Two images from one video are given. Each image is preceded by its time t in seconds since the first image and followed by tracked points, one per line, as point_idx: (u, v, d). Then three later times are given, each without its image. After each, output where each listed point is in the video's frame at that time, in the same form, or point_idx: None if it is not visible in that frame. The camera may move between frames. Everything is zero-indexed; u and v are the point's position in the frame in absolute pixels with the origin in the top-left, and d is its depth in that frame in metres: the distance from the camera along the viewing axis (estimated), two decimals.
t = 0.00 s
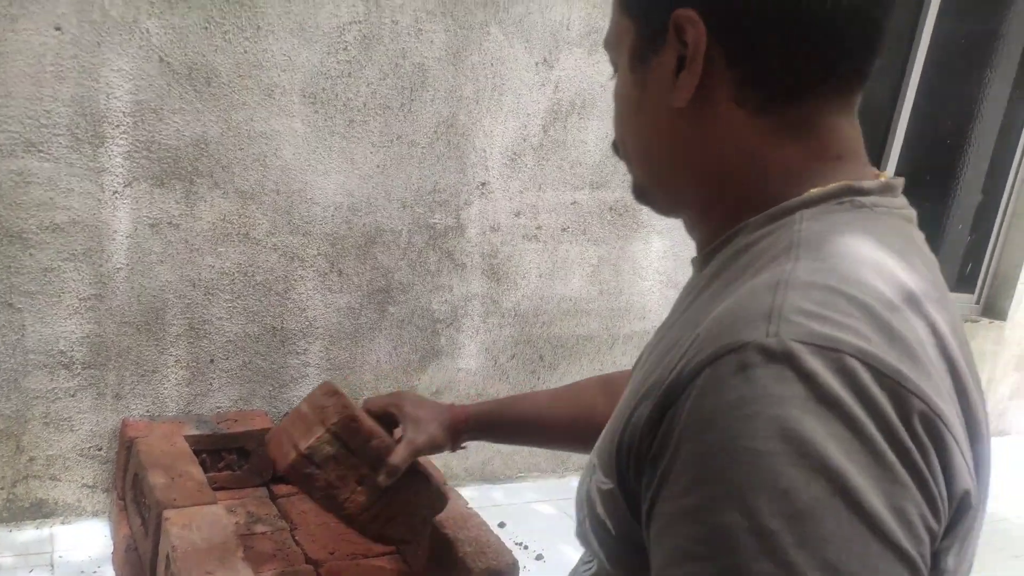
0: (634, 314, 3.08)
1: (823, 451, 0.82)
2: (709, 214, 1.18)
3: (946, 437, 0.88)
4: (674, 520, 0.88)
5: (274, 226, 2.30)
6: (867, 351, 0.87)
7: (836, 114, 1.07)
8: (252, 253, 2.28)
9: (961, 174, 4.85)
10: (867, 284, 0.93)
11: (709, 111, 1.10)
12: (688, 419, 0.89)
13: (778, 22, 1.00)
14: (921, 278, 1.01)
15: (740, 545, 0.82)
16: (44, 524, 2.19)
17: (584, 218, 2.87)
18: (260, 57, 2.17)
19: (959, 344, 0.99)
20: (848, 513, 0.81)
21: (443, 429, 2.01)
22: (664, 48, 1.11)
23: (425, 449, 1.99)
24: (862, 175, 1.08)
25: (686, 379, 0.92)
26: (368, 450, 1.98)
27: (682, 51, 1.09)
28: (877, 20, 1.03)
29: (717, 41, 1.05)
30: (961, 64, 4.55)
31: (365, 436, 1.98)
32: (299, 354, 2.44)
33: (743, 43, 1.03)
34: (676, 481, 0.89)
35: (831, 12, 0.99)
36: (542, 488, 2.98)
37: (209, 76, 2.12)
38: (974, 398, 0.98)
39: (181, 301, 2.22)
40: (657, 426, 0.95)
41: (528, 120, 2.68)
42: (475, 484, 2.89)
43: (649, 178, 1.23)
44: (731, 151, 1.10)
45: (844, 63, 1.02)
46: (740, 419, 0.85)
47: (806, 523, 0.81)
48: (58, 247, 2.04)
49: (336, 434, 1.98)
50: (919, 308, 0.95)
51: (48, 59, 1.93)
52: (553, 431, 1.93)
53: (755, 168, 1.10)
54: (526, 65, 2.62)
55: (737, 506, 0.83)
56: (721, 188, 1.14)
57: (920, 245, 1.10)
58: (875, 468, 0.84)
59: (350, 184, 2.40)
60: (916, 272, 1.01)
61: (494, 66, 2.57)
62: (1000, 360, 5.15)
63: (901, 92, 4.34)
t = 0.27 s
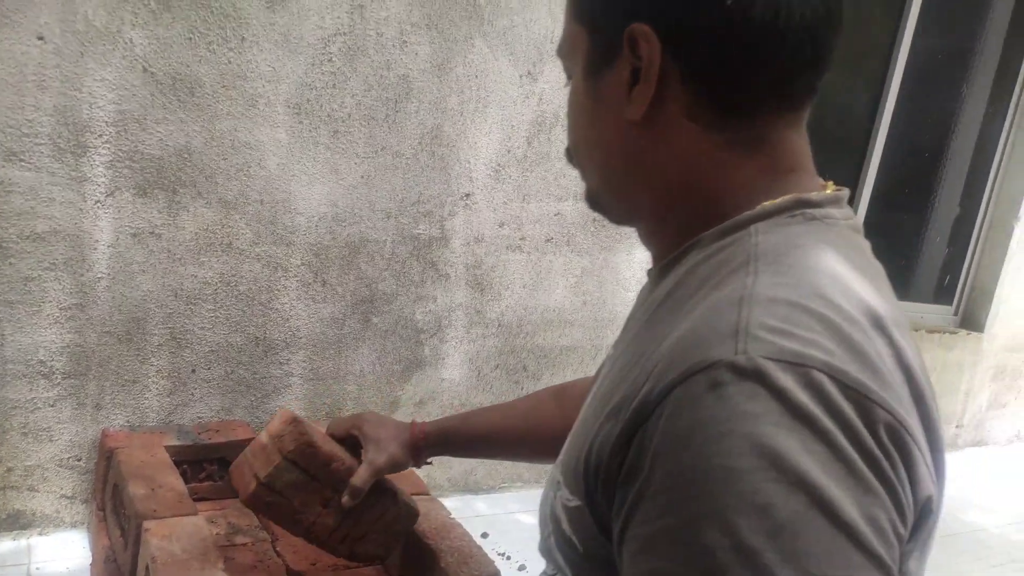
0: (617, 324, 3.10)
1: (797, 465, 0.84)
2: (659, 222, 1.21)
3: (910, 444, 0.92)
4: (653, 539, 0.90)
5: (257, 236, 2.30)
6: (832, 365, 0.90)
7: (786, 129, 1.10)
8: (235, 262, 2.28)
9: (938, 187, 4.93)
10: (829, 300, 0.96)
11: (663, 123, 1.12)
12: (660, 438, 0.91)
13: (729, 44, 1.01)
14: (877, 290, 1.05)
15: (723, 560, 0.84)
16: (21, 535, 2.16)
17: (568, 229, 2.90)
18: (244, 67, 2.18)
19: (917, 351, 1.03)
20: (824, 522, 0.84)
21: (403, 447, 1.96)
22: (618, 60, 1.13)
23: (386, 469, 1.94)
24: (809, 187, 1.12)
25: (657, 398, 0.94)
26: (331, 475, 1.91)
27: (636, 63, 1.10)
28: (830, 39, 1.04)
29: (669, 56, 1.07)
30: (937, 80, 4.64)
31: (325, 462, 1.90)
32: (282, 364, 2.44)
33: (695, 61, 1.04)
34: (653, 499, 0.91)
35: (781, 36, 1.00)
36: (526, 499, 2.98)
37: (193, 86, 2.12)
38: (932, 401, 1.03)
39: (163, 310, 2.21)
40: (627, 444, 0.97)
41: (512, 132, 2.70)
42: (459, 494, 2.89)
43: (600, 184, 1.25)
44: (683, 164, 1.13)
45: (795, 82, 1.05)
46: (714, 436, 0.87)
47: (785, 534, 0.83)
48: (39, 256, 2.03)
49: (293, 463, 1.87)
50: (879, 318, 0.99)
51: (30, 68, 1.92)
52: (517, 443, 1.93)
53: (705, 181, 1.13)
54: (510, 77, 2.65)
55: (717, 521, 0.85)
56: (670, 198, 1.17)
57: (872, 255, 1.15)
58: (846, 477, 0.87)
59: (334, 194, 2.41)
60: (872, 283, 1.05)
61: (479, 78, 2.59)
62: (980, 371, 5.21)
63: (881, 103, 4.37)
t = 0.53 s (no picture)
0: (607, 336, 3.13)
1: (758, 476, 0.85)
2: (623, 233, 1.25)
3: (865, 451, 0.94)
4: (620, 552, 0.90)
5: (249, 247, 2.31)
6: (789, 377, 0.91)
7: (747, 145, 1.12)
8: (226, 273, 2.28)
9: (925, 203, 4.98)
10: (786, 311, 0.98)
11: (628, 137, 1.14)
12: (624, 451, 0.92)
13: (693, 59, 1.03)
14: (834, 299, 1.07)
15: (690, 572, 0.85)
16: (9, 546, 2.14)
17: (559, 242, 2.93)
18: (237, 79, 2.19)
19: (872, 359, 1.05)
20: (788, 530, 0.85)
21: (394, 465, 1.95)
22: (584, 75, 1.16)
23: (379, 489, 1.93)
24: (769, 203, 1.14)
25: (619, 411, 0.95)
26: (326, 500, 1.89)
27: (601, 78, 1.13)
28: (789, 56, 1.07)
29: (631, 72, 1.09)
30: (923, 98, 4.70)
31: (319, 488, 1.88)
32: (272, 375, 2.44)
33: (661, 76, 1.06)
34: (620, 512, 0.91)
35: (742, 51, 1.02)
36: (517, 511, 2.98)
37: (186, 98, 2.13)
38: (886, 407, 1.05)
39: (154, 321, 2.21)
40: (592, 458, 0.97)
41: (503, 146, 2.73)
42: (450, 507, 2.88)
43: (568, 195, 1.29)
44: (647, 177, 1.16)
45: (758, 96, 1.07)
46: (674, 449, 0.88)
47: (750, 544, 0.84)
48: (31, 265, 2.02)
49: (287, 492, 1.85)
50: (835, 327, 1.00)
51: (24, 78, 1.92)
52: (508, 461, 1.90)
53: (666, 195, 1.16)
54: (502, 92, 2.68)
55: (681, 533, 0.86)
56: (634, 211, 1.20)
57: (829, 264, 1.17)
58: (807, 486, 0.88)
59: (327, 206, 2.42)
60: (829, 293, 1.07)
61: (470, 92, 2.62)
62: (968, 386, 5.25)
63: (868, 119, 4.42)
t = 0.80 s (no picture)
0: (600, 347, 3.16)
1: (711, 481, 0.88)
2: (604, 241, 1.29)
3: (819, 458, 0.96)
4: (584, 551, 0.94)
5: (246, 257, 2.32)
6: (745, 386, 0.94)
7: (724, 158, 1.17)
8: (223, 283, 2.30)
9: (918, 219, 5.02)
10: (747, 321, 1.01)
11: (611, 151, 1.19)
12: (588, 454, 0.95)
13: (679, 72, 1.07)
14: (798, 309, 1.10)
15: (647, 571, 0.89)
16: None
17: (555, 254, 2.97)
18: (235, 91, 2.21)
19: (834, 367, 1.08)
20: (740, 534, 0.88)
21: (388, 486, 1.96)
22: (569, 89, 1.19)
23: (373, 510, 1.95)
24: (743, 216, 1.19)
25: (584, 416, 0.98)
26: (318, 525, 1.90)
27: (585, 93, 1.17)
28: (766, 73, 1.12)
29: (615, 88, 1.12)
30: (915, 115, 4.75)
31: (312, 515, 1.89)
32: (267, 385, 2.44)
33: (651, 86, 1.09)
34: (584, 513, 0.95)
35: (723, 68, 1.07)
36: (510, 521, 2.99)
37: (185, 109, 2.14)
38: (847, 414, 1.07)
39: (150, 330, 2.21)
40: (560, 460, 1.01)
41: (499, 159, 2.77)
42: (443, 518, 2.88)
43: (552, 202, 1.33)
44: (628, 190, 1.20)
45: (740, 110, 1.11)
46: (633, 453, 0.91)
47: (702, 546, 0.88)
48: (27, 274, 2.02)
49: (278, 520, 1.87)
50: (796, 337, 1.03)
51: (23, 88, 1.92)
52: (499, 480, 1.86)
53: (645, 206, 1.20)
54: (498, 106, 2.73)
55: (638, 534, 0.89)
56: (615, 220, 1.25)
57: (797, 275, 1.21)
58: (760, 490, 0.91)
59: (324, 217, 2.43)
60: (793, 303, 1.10)
61: (467, 106, 2.66)
62: (962, 400, 5.27)
63: (862, 135, 4.47)
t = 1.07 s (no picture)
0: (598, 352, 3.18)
1: (675, 478, 0.89)
2: (594, 246, 1.30)
3: (791, 460, 0.96)
4: (554, 545, 0.95)
5: (246, 258, 2.33)
6: (715, 385, 0.94)
7: (712, 166, 1.18)
8: (223, 284, 2.30)
9: (918, 227, 5.03)
10: (722, 322, 1.01)
11: (602, 156, 1.20)
12: (561, 450, 0.97)
13: (673, 79, 1.08)
14: (778, 313, 1.10)
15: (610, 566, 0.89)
16: None
17: (555, 259, 2.99)
18: (238, 93, 2.22)
19: (813, 371, 1.08)
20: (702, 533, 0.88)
21: (371, 499, 1.98)
22: (561, 95, 1.21)
23: (357, 522, 1.98)
24: (730, 224, 1.20)
25: (560, 411, 0.99)
26: (302, 541, 1.93)
27: (576, 99, 1.18)
28: (754, 85, 1.13)
29: (606, 94, 1.14)
30: (915, 123, 4.76)
31: (294, 533, 1.91)
32: (266, 386, 2.45)
33: (651, 86, 1.09)
34: (556, 509, 0.96)
35: (711, 78, 1.08)
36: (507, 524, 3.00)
37: (188, 110, 2.15)
38: (827, 419, 1.07)
39: (150, 329, 2.22)
40: (537, 456, 1.02)
41: (500, 164, 2.78)
42: (440, 520, 2.89)
43: (543, 207, 1.34)
44: (617, 195, 1.21)
45: (727, 120, 1.13)
46: (602, 449, 0.92)
47: (663, 543, 0.88)
48: (28, 272, 2.02)
49: (260, 540, 1.89)
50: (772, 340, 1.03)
51: (26, 88, 1.93)
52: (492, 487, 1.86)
53: (633, 211, 1.21)
54: (500, 110, 2.74)
55: (603, 529, 0.90)
56: (603, 225, 1.26)
57: (783, 280, 1.20)
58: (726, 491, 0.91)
59: (325, 219, 2.44)
60: (774, 306, 1.10)
61: (469, 110, 2.67)
62: (959, 409, 5.28)
63: (862, 143, 4.48)
